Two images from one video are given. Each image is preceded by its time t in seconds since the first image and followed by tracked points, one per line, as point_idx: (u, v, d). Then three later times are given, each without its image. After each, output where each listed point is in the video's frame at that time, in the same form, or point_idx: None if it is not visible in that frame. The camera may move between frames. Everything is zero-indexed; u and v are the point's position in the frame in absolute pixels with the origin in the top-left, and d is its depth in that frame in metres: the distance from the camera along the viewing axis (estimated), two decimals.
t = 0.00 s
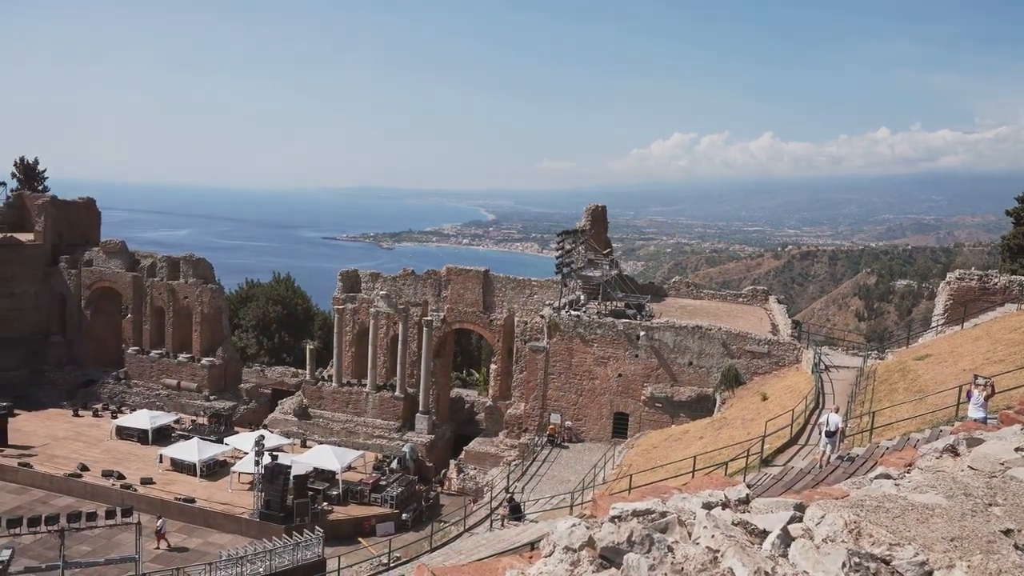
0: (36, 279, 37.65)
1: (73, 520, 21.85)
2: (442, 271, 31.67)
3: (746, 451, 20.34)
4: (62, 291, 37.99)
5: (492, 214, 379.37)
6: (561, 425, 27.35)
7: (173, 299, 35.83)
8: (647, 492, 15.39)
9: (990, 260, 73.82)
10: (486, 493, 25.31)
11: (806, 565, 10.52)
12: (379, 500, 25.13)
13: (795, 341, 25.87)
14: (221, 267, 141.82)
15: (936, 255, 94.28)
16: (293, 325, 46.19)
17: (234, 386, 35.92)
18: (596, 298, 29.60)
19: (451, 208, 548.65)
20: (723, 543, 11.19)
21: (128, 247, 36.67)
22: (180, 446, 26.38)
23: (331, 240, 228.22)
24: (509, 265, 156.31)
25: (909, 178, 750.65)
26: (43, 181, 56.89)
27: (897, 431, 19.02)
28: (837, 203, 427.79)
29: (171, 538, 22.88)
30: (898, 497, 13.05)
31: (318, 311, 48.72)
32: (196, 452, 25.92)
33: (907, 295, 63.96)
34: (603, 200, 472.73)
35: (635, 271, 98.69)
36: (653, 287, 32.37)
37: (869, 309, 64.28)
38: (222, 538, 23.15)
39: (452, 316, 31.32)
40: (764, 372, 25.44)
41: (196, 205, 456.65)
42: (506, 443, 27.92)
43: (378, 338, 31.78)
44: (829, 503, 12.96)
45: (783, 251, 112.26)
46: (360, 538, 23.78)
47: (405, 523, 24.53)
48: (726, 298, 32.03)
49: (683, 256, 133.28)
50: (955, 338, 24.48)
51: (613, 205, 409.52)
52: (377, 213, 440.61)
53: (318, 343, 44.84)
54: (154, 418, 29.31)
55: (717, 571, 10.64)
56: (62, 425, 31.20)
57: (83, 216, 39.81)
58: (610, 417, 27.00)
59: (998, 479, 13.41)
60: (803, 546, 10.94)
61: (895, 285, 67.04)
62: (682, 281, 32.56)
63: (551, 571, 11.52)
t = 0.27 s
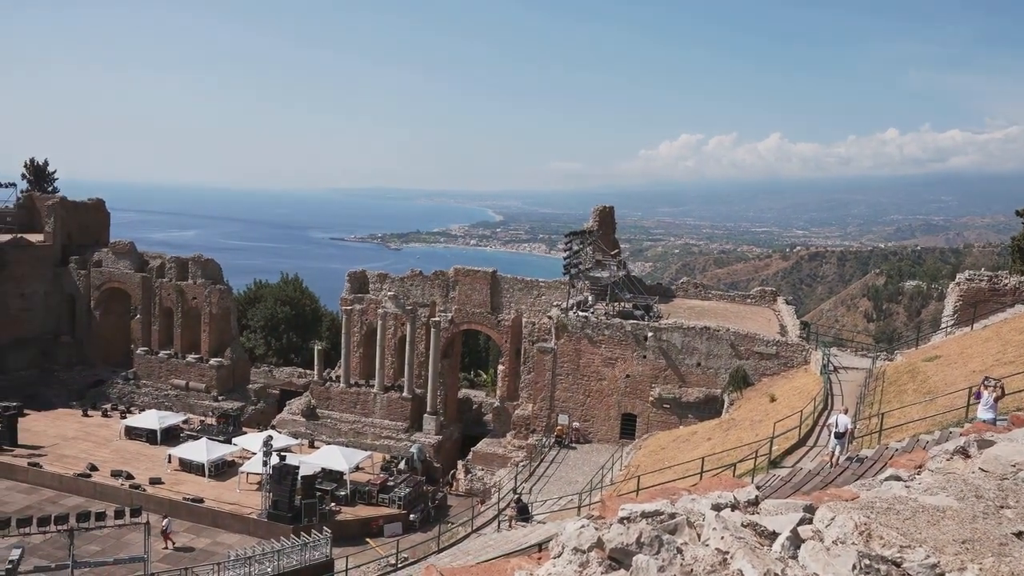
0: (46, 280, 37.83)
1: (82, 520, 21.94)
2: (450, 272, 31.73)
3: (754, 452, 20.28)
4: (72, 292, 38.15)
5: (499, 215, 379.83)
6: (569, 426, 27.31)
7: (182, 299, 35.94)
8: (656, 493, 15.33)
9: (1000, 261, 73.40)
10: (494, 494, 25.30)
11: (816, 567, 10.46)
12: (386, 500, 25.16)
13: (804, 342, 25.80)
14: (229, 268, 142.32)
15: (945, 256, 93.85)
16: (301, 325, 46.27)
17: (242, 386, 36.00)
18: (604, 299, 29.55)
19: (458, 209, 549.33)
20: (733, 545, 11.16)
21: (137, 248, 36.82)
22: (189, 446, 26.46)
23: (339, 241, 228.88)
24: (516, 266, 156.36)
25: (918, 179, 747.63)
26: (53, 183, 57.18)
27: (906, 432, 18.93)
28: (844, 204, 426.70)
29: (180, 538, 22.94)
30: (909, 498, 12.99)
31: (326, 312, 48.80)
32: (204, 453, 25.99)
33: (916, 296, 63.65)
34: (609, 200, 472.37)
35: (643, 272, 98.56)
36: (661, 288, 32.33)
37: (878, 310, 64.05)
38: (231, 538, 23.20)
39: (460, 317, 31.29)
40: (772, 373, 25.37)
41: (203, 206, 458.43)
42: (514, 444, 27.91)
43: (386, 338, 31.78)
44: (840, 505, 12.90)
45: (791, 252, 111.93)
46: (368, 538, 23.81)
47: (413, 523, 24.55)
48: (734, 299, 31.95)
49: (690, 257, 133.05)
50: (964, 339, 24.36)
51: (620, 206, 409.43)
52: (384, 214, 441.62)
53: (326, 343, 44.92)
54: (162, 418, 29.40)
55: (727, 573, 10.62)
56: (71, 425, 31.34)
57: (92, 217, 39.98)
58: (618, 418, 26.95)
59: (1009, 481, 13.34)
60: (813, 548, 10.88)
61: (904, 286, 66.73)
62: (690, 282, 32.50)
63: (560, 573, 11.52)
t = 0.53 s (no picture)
0: (56, 280, 38.02)
1: (92, 519, 22.05)
2: (458, 273, 31.79)
3: (762, 453, 20.24)
4: (82, 292, 38.33)
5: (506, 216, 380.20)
6: (577, 427, 27.28)
7: (191, 300, 36.06)
8: (665, 493, 15.29)
9: (1011, 262, 72.95)
10: (502, 494, 25.30)
11: (827, 569, 10.42)
12: (395, 501, 25.18)
13: (812, 343, 25.72)
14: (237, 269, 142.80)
15: (955, 257, 93.41)
16: (310, 326, 46.36)
17: (251, 387, 36.09)
18: (612, 300, 29.49)
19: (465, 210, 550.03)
20: (743, 546, 11.14)
21: (147, 249, 36.96)
22: (198, 446, 26.53)
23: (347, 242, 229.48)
24: (524, 267, 156.45)
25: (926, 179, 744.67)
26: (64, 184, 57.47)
27: (916, 434, 18.84)
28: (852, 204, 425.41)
29: (189, 538, 23.01)
30: (920, 500, 12.93)
31: (335, 312, 48.88)
32: (213, 453, 26.07)
33: (926, 297, 63.33)
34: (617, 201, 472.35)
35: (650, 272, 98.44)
36: (669, 289, 32.29)
37: (888, 311, 63.83)
38: (239, 538, 23.25)
39: (468, 317, 31.22)
40: (781, 374, 25.30)
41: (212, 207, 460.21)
42: (522, 445, 27.91)
43: (394, 339, 31.79)
44: (850, 507, 12.84)
45: (800, 253, 111.57)
46: (376, 539, 23.85)
47: (421, 524, 24.56)
48: (742, 300, 31.86)
49: (698, 258, 132.78)
50: (974, 341, 24.22)
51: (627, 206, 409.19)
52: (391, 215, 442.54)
53: (334, 344, 44.98)
54: (172, 418, 29.49)
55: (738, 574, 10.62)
56: (81, 425, 31.48)
57: (102, 217, 40.17)
58: (627, 419, 26.91)
59: (1022, 484, 13.26)
60: (824, 549, 10.85)
61: (914, 287, 66.41)
62: (698, 283, 32.43)
63: (570, 574, 11.52)
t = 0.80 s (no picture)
0: (67, 281, 38.22)
1: (102, 519, 22.16)
2: (467, 274, 31.82)
3: (772, 454, 20.17)
4: (92, 293, 38.52)
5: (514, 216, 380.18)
6: (586, 428, 27.25)
7: (201, 301, 36.19)
8: (675, 494, 15.24)
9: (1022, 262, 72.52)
10: (511, 495, 25.29)
11: (839, 571, 10.36)
12: (403, 501, 25.22)
13: (822, 343, 25.63)
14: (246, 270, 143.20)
15: (966, 257, 92.94)
16: (319, 327, 46.48)
17: (261, 387, 36.20)
18: (621, 300, 29.44)
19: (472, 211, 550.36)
20: (754, 548, 11.11)
21: (157, 250, 37.13)
22: (207, 446, 26.62)
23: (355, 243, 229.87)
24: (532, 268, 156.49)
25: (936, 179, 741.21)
26: (75, 185, 57.80)
27: (926, 436, 18.74)
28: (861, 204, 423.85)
29: (199, 538, 23.09)
30: (932, 502, 12.86)
31: (343, 313, 48.99)
32: (223, 453, 26.15)
33: (937, 297, 63.02)
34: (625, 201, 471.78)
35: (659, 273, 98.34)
36: (678, 289, 32.23)
37: (898, 311, 63.53)
38: (249, 538, 23.32)
39: (477, 319, 31.12)
40: (790, 375, 25.22)
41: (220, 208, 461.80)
42: (531, 446, 27.90)
43: (403, 339, 31.81)
44: (862, 508, 12.78)
45: (809, 254, 111.17)
46: (385, 539, 23.88)
47: (430, 524, 24.59)
48: (752, 301, 31.77)
49: (706, 258, 132.52)
50: (986, 342, 24.08)
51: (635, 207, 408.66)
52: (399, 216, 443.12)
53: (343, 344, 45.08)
54: (182, 418, 29.59)
55: None
56: (92, 425, 31.64)
57: (112, 218, 40.36)
58: (635, 420, 26.87)
59: None
60: (835, 552, 10.78)
61: (925, 287, 66.06)
62: (707, 283, 32.37)
63: None
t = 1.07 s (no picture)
0: (78, 282, 38.42)
1: (112, 519, 22.26)
2: (475, 275, 31.84)
3: (781, 456, 20.09)
4: (103, 294, 38.70)
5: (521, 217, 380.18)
6: (594, 429, 27.21)
7: (211, 301, 36.30)
8: (686, 496, 15.19)
9: None
10: (520, 496, 25.28)
11: (851, 574, 10.30)
12: (412, 502, 25.24)
13: (832, 344, 25.53)
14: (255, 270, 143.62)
15: (977, 257, 92.46)
16: (328, 327, 46.59)
17: (270, 387, 36.29)
18: (630, 301, 29.37)
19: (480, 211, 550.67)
20: (765, 550, 11.03)
21: (167, 251, 37.27)
22: (217, 447, 26.70)
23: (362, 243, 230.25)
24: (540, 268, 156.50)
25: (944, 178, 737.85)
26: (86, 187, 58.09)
27: (937, 437, 18.63)
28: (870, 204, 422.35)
29: (209, 538, 23.17)
30: (945, 504, 12.79)
31: (352, 314, 49.10)
32: (232, 453, 26.23)
33: (948, 298, 62.74)
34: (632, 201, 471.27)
35: (667, 273, 98.19)
36: (686, 290, 32.18)
37: (909, 312, 63.27)
38: (258, 538, 23.38)
39: (485, 319, 30.96)
40: (800, 376, 25.15)
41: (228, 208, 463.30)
42: (540, 446, 27.88)
43: (412, 340, 31.83)
44: (874, 510, 12.73)
45: (818, 254, 110.83)
46: (393, 540, 23.90)
47: (439, 525, 24.60)
48: (761, 302, 31.68)
49: (715, 258, 132.24)
50: (997, 342, 23.94)
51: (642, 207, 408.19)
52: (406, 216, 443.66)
53: (352, 345, 45.17)
54: (191, 419, 29.70)
55: None
56: (103, 425, 31.79)
57: (123, 220, 40.53)
58: (644, 421, 26.83)
59: None
60: (847, 554, 10.71)
61: (936, 288, 65.74)
62: (716, 284, 32.30)
63: None
